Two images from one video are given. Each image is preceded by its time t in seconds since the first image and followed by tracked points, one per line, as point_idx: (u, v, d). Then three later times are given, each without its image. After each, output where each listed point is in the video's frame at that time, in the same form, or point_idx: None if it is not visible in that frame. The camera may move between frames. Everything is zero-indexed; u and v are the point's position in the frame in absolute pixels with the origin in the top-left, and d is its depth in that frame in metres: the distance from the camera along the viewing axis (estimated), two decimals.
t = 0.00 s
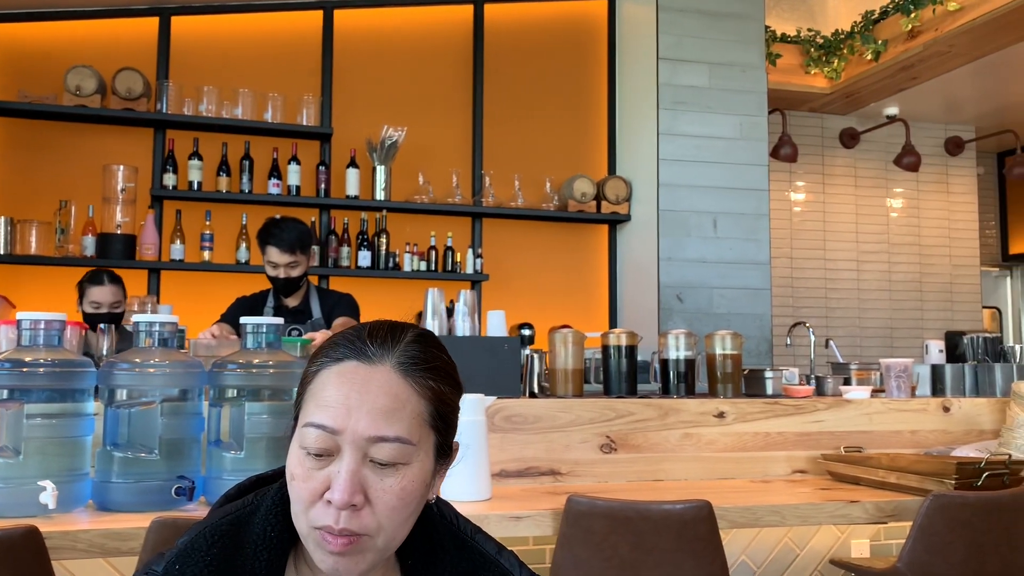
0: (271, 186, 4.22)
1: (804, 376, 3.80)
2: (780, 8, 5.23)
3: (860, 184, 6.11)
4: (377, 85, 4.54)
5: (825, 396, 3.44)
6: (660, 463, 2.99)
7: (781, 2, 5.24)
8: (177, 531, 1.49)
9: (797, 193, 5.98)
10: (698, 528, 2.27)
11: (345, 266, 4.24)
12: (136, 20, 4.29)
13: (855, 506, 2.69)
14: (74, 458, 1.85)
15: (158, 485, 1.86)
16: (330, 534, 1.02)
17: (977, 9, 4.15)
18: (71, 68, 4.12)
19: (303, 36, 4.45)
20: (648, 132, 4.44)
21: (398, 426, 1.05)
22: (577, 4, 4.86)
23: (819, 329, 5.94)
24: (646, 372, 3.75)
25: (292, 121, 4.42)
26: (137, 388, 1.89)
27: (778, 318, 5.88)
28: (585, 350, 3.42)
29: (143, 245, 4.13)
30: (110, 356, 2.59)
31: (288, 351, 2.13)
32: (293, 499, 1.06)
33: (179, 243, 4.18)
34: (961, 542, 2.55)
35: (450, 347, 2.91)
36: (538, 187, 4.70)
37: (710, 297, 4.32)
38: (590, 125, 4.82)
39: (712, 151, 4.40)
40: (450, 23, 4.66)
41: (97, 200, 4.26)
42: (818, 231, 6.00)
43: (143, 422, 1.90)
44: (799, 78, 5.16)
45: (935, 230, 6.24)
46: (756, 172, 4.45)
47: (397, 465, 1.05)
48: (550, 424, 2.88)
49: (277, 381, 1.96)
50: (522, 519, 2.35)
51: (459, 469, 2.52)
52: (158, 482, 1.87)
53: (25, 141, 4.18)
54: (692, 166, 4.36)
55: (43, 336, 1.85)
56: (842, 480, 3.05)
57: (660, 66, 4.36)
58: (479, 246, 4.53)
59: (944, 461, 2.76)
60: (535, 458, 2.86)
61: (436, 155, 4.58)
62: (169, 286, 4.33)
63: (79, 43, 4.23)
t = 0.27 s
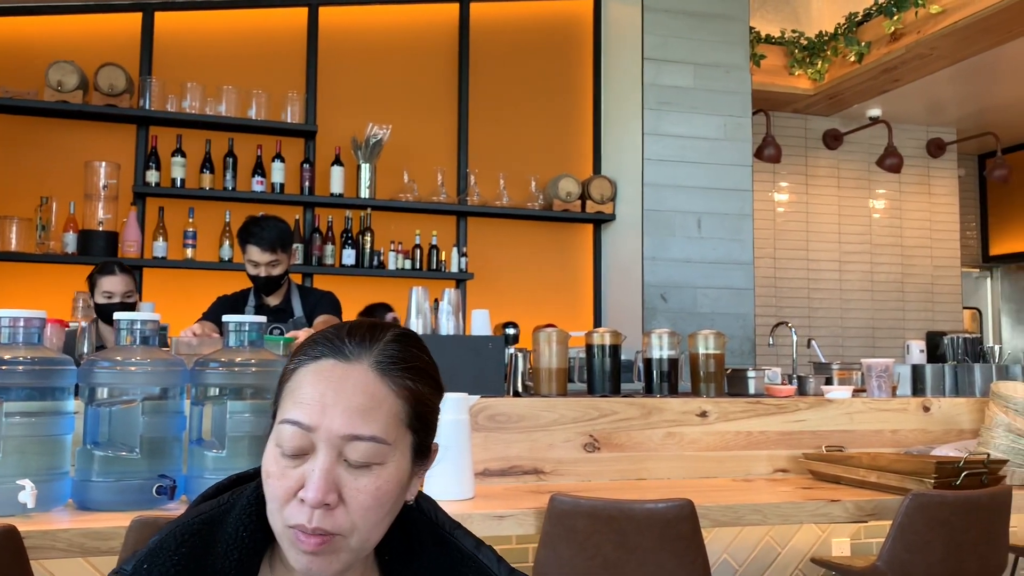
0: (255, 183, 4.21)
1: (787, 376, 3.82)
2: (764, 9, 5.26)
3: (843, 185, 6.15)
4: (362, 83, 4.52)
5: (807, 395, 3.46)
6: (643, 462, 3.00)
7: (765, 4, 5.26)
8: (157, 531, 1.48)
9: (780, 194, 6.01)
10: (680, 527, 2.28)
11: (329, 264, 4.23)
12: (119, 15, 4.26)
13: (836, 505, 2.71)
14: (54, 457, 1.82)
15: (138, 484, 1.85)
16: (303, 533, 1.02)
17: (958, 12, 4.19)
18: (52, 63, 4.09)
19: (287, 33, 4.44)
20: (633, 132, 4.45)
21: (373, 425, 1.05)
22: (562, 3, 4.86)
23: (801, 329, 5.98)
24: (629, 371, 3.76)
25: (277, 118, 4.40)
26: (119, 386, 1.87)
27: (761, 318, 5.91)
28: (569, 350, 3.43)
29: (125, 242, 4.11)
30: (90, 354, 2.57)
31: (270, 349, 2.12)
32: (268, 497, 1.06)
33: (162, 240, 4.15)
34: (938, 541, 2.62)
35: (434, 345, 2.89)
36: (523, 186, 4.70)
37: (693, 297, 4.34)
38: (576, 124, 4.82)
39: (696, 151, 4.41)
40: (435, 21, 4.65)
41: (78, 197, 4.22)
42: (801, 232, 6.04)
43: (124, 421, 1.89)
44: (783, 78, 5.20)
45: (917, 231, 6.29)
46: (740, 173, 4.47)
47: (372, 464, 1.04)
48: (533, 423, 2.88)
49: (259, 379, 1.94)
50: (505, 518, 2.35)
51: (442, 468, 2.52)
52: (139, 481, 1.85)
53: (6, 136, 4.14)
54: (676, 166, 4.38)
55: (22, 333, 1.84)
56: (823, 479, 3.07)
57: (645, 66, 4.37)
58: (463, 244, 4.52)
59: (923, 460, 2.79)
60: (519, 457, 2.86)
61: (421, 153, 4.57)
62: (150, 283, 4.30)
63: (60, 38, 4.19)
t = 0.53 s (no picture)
0: (237, 179, 4.18)
1: (768, 375, 3.84)
2: (748, 11, 5.28)
3: (825, 186, 6.19)
4: (346, 80, 4.51)
5: (788, 394, 3.48)
6: (625, 460, 3.01)
7: (749, 5, 5.28)
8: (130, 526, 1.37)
9: (763, 194, 6.04)
10: (661, 524, 2.29)
11: (312, 261, 4.22)
12: (100, 9, 4.21)
13: (816, 503, 2.72)
14: (31, 454, 1.81)
15: (118, 481, 1.85)
16: (241, 522, 1.01)
17: (940, 14, 4.22)
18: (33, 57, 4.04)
19: (271, 29, 4.41)
20: (617, 131, 4.46)
21: (308, 411, 1.05)
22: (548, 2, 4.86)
23: (783, 329, 6.01)
24: (612, 369, 3.77)
25: (260, 114, 4.38)
26: (98, 383, 1.84)
27: (743, 317, 5.94)
28: (552, 348, 3.43)
29: (106, 238, 4.06)
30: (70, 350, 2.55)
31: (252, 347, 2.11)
32: (208, 489, 1.05)
33: (143, 236, 4.12)
34: (918, 539, 2.65)
35: (416, 343, 2.88)
36: (507, 184, 4.70)
37: (676, 296, 4.36)
38: (560, 123, 4.83)
39: (680, 151, 4.43)
40: (420, 18, 4.64)
41: (59, 192, 4.18)
42: (783, 232, 6.07)
43: (103, 418, 1.86)
44: (766, 78, 5.23)
45: (898, 231, 6.34)
46: (723, 172, 4.49)
47: (309, 451, 1.04)
48: (516, 421, 2.88)
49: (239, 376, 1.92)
50: (487, 516, 2.35)
51: (425, 466, 2.52)
52: (118, 478, 1.85)
53: None
54: (660, 165, 4.39)
55: (0, 329, 1.80)
56: (804, 478, 3.09)
57: (630, 66, 4.38)
58: (448, 242, 4.52)
59: (903, 459, 2.81)
60: (502, 455, 2.86)
61: (405, 150, 4.56)
62: (132, 280, 4.27)
63: (41, 32, 4.15)
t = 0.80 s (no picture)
0: (220, 176, 4.16)
1: (750, 374, 3.86)
2: (731, 11, 5.29)
3: (807, 186, 6.23)
4: (329, 77, 4.49)
5: (769, 393, 3.50)
6: (607, 459, 3.02)
7: (733, 5, 5.30)
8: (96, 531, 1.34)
9: (745, 194, 6.08)
10: (642, 523, 2.29)
11: (295, 259, 4.20)
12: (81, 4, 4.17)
13: (796, 501, 2.74)
14: (12, 453, 1.83)
15: (97, 481, 1.81)
16: (160, 517, 1.01)
17: (920, 17, 4.26)
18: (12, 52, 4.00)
19: (255, 26, 4.39)
20: (601, 130, 4.47)
21: (223, 400, 1.05)
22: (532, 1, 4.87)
23: (764, 328, 6.05)
24: (595, 368, 3.78)
25: (243, 111, 4.35)
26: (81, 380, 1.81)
27: (725, 316, 5.97)
28: (535, 346, 3.43)
29: (86, 235, 4.02)
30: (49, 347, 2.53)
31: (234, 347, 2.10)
32: (131, 487, 1.06)
33: (124, 233, 4.08)
34: (896, 536, 2.68)
35: (400, 342, 2.87)
36: (491, 182, 4.70)
37: (659, 295, 4.38)
38: (543, 122, 4.83)
39: (663, 151, 4.44)
40: (405, 16, 4.63)
41: (38, 188, 4.14)
42: (765, 232, 6.11)
43: (81, 417, 1.84)
44: (748, 79, 5.26)
45: (878, 232, 6.40)
46: (706, 173, 4.51)
47: (225, 441, 1.04)
48: (499, 420, 2.88)
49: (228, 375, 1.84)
50: (469, 515, 2.35)
51: (407, 465, 2.51)
52: (98, 478, 1.81)
53: None
54: (644, 165, 4.40)
55: None
56: (784, 476, 3.11)
57: (614, 66, 4.39)
58: (431, 241, 4.51)
59: (882, 458, 2.84)
60: (484, 454, 2.86)
61: (389, 148, 4.55)
62: (112, 277, 4.23)
63: (20, 27, 4.11)
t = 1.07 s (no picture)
0: (200, 173, 4.14)
1: (731, 372, 3.87)
2: (714, 10, 5.30)
3: (788, 185, 6.27)
4: (310, 74, 4.46)
5: (750, 391, 3.52)
6: (589, 456, 3.02)
7: (716, 4, 5.31)
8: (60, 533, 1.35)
9: (727, 193, 6.10)
10: (623, 520, 2.30)
11: (276, 257, 4.18)
12: None
13: (776, 498, 2.76)
14: None
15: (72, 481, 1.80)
16: (101, 522, 1.02)
17: (901, 18, 4.29)
18: None
19: (236, 22, 4.35)
20: (584, 128, 4.47)
21: (160, 398, 1.07)
22: None
23: (746, 326, 6.08)
24: (578, 366, 3.78)
25: (223, 108, 4.32)
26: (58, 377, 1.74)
27: (707, 314, 5.99)
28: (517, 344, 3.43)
29: (64, 232, 3.96)
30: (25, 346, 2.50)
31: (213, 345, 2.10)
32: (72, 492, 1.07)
33: (103, 230, 4.04)
34: (874, 533, 2.70)
35: (381, 339, 2.84)
36: (474, 180, 4.69)
37: (642, 293, 4.38)
38: (527, 120, 4.83)
39: (646, 149, 4.45)
40: (387, 13, 4.61)
41: (15, 184, 4.09)
42: (747, 231, 6.14)
43: (58, 415, 1.80)
44: (731, 79, 5.29)
45: (859, 231, 6.44)
46: (688, 171, 4.52)
47: (164, 442, 1.06)
48: (480, 418, 2.88)
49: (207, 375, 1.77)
50: (450, 514, 2.34)
51: (388, 464, 2.50)
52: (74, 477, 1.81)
53: None
54: (627, 163, 4.41)
55: None
56: (764, 473, 3.12)
57: (597, 64, 4.39)
58: (414, 238, 4.50)
59: (861, 455, 2.85)
60: (466, 452, 2.85)
61: (371, 145, 4.53)
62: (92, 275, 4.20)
63: None
